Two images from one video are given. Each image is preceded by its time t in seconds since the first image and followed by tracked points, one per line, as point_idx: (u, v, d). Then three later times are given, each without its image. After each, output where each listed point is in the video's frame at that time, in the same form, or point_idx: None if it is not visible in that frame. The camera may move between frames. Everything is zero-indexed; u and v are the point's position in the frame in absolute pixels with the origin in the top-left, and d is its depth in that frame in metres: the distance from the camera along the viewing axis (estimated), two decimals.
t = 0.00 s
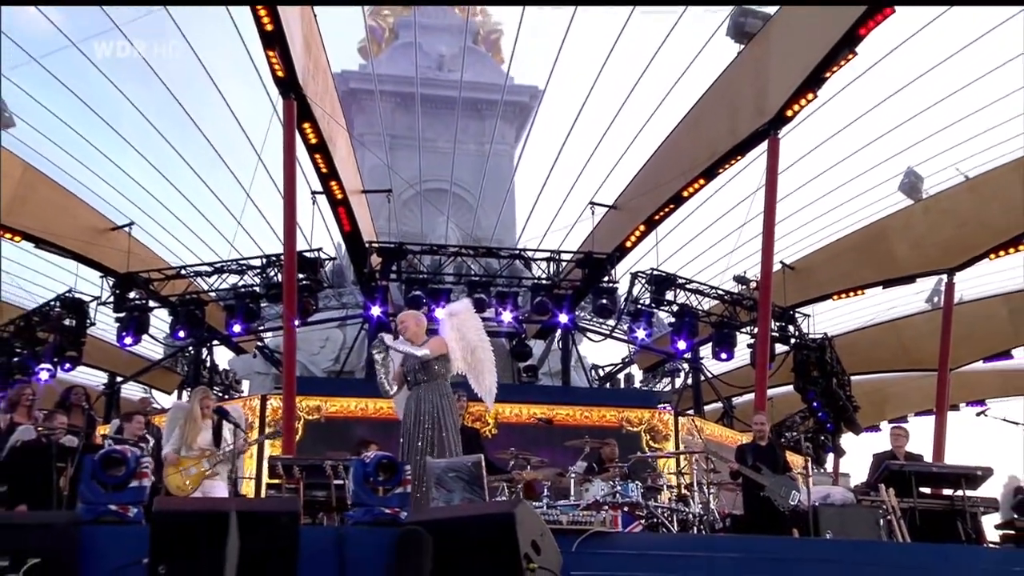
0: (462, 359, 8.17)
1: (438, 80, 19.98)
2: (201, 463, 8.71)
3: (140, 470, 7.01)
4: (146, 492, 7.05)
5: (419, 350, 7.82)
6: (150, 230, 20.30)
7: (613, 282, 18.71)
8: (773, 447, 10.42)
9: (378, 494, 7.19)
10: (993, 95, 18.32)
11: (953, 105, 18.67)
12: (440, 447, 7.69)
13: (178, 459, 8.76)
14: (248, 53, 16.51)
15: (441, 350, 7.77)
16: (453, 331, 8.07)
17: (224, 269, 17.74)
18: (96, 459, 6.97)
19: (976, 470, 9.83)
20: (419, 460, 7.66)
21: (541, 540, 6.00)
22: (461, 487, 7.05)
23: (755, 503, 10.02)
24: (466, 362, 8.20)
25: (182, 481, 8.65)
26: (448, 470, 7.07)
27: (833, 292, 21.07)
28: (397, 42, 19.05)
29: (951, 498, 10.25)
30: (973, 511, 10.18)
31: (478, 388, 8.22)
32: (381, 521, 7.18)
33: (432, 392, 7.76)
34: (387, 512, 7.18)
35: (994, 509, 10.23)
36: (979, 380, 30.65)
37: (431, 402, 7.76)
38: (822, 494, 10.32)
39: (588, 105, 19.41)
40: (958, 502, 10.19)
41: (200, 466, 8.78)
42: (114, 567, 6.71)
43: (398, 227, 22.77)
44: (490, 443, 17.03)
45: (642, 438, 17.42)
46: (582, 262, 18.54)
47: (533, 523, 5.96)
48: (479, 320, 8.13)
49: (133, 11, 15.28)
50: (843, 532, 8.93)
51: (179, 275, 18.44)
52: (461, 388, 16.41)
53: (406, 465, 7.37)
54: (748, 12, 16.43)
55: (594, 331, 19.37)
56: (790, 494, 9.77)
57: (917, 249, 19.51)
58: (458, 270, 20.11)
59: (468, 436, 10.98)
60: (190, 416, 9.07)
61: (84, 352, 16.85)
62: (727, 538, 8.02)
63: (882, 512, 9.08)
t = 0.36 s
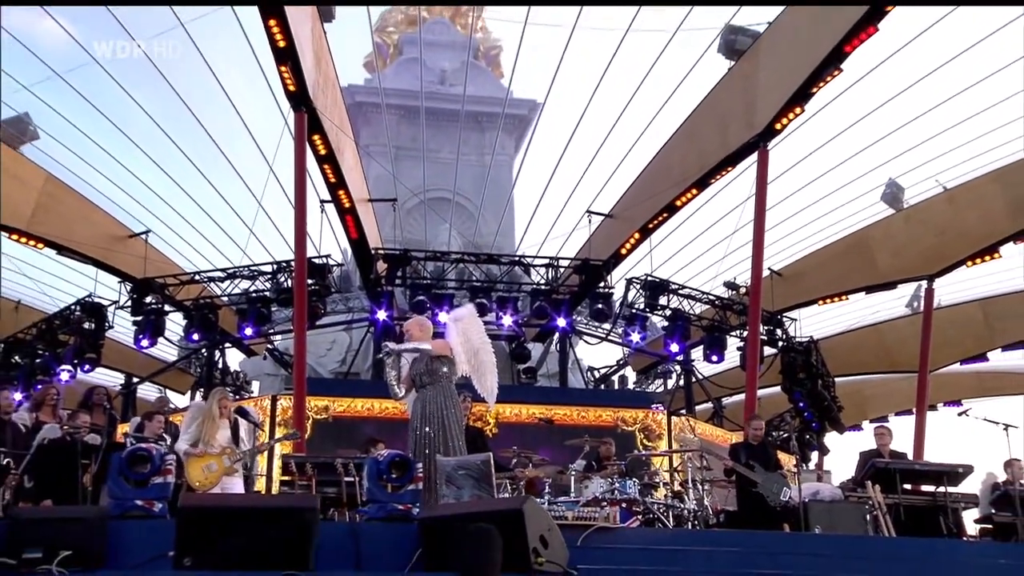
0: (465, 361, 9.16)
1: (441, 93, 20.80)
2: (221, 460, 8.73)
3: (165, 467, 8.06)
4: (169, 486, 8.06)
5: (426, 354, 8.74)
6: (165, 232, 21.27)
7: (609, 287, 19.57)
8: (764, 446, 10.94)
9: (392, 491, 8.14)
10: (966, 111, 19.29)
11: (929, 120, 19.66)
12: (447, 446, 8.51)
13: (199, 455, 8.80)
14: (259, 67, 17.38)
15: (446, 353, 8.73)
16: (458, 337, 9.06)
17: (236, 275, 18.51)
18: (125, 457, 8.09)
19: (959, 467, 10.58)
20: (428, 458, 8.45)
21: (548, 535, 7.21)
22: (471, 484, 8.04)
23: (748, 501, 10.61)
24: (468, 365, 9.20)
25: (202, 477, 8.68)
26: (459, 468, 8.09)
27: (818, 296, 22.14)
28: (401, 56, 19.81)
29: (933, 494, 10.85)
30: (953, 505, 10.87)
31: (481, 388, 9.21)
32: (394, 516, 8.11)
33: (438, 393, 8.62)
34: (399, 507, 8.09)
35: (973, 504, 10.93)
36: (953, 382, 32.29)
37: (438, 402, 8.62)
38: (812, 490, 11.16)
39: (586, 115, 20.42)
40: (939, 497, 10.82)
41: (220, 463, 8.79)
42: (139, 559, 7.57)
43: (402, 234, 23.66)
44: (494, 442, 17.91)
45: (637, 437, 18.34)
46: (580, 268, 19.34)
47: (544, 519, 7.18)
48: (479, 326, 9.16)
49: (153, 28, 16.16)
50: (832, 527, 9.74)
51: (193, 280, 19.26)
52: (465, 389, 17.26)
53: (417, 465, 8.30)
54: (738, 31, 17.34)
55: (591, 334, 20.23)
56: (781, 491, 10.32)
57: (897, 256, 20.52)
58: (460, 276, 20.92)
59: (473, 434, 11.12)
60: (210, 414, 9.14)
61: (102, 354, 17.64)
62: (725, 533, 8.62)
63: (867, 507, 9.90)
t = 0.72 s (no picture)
0: (468, 370, 9.89)
1: (443, 112, 21.66)
2: (234, 464, 9.50)
3: (183, 471, 8.51)
4: (190, 491, 8.58)
5: (432, 361, 9.48)
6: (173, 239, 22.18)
7: (603, 298, 20.44)
8: (755, 452, 11.89)
9: (403, 495, 8.70)
10: (943, 132, 20.21)
11: (907, 140, 20.64)
12: (452, 452, 9.25)
13: (214, 460, 9.54)
14: (267, 85, 18.27)
15: (451, 360, 9.46)
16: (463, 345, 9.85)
17: (245, 285, 19.26)
18: (146, 461, 8.52)
19: (940, 471, 11.33)
20: (435, 464, 9.17)
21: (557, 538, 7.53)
22: (479, 488, 8.80)
23: (739, 503, 11.41)
24: (472, 373, 9.93)
25: (215, 481, 9.42)
26: (467, 473, 8.88)
27: (805, 307, 23.33)
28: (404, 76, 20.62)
29: (917, 498, 11.58)
30: (935, 509, 11.62)
31: (483, 396, 9.92)
32: (404, 518, 8.70)
33: (443, 400, 9.35)
34: (410, 510, 8.69)
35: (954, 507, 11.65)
36: (932, 390, 33.25)
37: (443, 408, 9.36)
38: (802, 493, 12.00)
39: (584, 130, 21.47)
40: (922, 501, 11.56)
41: (233, 467, 9.56)
42: (163, 559, 7.98)
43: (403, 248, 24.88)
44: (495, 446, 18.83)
45: (629, 442, 19.29)
46: (575, 280, 20.20)
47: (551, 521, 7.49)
48: (482, 337, 9.88)
49: (168, 51, 17.04)
50: (820, 529, 10.43)
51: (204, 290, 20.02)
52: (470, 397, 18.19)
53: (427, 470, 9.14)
54: (729, 52, 18.41)
55: (586, 343, 21.07)
56: (772, 494, 11.08)
57: (879, 269, 21.69)
58: (460, 287, 21.73)
59: (477, 440, 11.96)
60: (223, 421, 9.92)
61: (117, 361, 18.33)
62: (722, 535, 9.24)
63: (854, 510, 10.65)
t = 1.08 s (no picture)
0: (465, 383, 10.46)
1: (434, 133, 22.62)
2: (230, 474, 9.79)
3: (190, 480, 9.21)
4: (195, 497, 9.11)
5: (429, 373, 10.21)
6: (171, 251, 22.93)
7: (589, 313, 21.27)
8: (738, 459, 12.31)
9: (401, 502, 9.44)
10: (908, 158, 21.31)
11: (875, 165, 21.69)
12: (447, 463, 9.91)
13: (213, 469, 9.88)
14: (266, 107, 18.94)
15: (447, 373, 10.14)
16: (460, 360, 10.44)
17: (243, 300, 19.88)
18: (156, 469, 9.23)
19: (911, 481, 12.08)
20: (431, 474, 9.85)
21: (549, 545, 7.30)
22: (474, 496, 9.33)
23: (728, 511, 11.82)
24: (469, 386, 10.50)
25: (211, 489, 9.71)
26: (463, 482, 9.40)
27: (782, 321, 24.78)
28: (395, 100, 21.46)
29: (890, 506, 12.33)
30: (906, 516, 12.39)
31: (478, 409, 10.47)
32: (402, 525, 9.39)
33: (437, 412, 10.06)
34: (407, 517, 9.40)
35: (925, 515, 12.41)
36: (903, 402, 34.28)
37: (437, 420, 10.09)
38: (781, 501, 12.77)
39: (571, 151, 22.39)
40: (895, 509, 12.32)
41: (229, 476, 9.85)
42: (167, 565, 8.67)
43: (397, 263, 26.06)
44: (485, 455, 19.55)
45: (613, 452, 20.07)
46: (561, 295, 21.04)
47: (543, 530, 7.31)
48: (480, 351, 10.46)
49: (171, 73, 17.79)
50: (798, 535, 11.08)
51: (204, 304, 20.70)
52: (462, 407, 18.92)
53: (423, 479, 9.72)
54: (709, 79, 19.37)
55: (571, 356, 21.86)
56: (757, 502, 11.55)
57: (852, 286, 23.16)
58: (450, 301, 22.50)
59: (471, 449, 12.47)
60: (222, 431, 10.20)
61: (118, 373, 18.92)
62: (708, 542, 9.93)
63: (830, 518, 11.39)
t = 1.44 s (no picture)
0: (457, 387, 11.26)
1: (424, 146, 23.33)
2: (226, 474, 10.49)
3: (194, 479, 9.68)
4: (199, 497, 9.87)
5: (425, 376, 10.83)
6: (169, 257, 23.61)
7: (573, 320, 22.05)
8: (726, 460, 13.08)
9: (398, 502, 9.78)
10: (878, 173, 22.31)
11: (848, 180, 22.69)
12: (442, 463, 10.53)
13: (213, 469, 10.64)
14: (264, 119, 19.64)
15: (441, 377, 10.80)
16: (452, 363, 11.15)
17: (240, 305, 20.54)
18: (163, 469, 9.71)
19: (883, 481, 12.88)
20: (427, 473, 10.44)
21: (542, 542, 6.95)
22: (468, 497, 9.80)
23: (714, 511, 12.39)
24: (460, 389, 11.30)
25: (207, 488, 10.43)
26: (458, 482, 9.85)
27: (758, 328, 25.86)
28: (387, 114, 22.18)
29: (863, 505, 13.14)
30: (878, 514, 13.20)
31: (469, 411, 11.34)
32: (401, 524, 9.73)
33: (433, 413, 10.71)
34: (405, 517, 9.74)
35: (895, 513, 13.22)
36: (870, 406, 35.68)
37: (431, 420, 10.73)
38: (759, 501, 13.74)
39: (557, 163, 23.28)
40: (868, 508, 13.13)
41: (226, 476, 10.56)
42: (176, 562, 8.73)
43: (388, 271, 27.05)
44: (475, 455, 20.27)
45: (597, 453, 20.87)
46: (546, 302, 21.84)
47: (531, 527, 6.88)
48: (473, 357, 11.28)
49: (171, 86, 18.45)
50: (775, 533, 11.77)
51: (202, 310, 21.38)
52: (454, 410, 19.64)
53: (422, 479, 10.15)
54: (690, 95, 20.22)
55: (556, 362, 22.65)
56: (744, 499, 12.22)
57: (826, 295, 24.25)
58: (440, 308, 23.22)
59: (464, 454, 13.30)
60: (219, 433, 10.96)
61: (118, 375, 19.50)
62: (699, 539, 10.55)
63: (807, 517, 12.07)
